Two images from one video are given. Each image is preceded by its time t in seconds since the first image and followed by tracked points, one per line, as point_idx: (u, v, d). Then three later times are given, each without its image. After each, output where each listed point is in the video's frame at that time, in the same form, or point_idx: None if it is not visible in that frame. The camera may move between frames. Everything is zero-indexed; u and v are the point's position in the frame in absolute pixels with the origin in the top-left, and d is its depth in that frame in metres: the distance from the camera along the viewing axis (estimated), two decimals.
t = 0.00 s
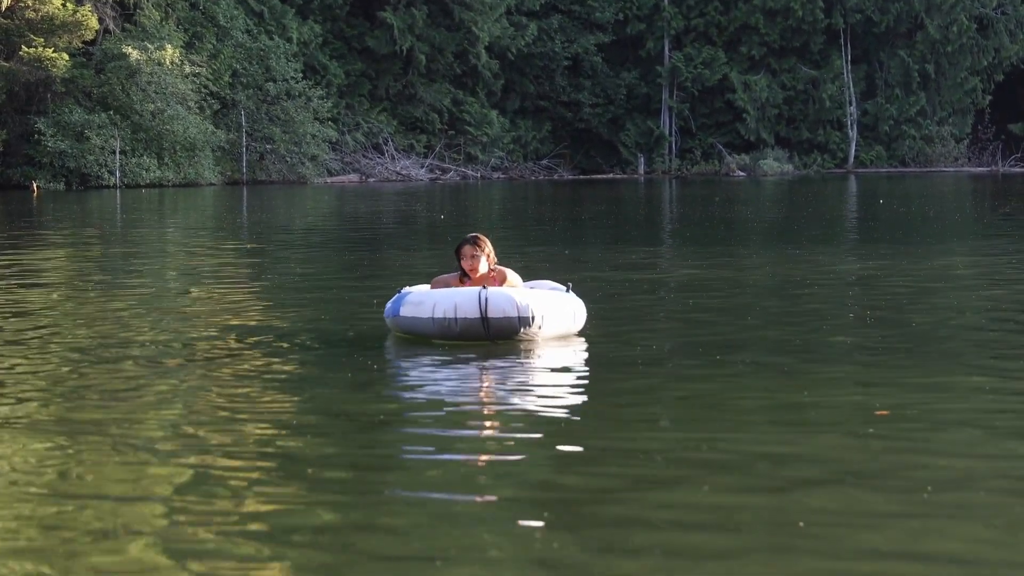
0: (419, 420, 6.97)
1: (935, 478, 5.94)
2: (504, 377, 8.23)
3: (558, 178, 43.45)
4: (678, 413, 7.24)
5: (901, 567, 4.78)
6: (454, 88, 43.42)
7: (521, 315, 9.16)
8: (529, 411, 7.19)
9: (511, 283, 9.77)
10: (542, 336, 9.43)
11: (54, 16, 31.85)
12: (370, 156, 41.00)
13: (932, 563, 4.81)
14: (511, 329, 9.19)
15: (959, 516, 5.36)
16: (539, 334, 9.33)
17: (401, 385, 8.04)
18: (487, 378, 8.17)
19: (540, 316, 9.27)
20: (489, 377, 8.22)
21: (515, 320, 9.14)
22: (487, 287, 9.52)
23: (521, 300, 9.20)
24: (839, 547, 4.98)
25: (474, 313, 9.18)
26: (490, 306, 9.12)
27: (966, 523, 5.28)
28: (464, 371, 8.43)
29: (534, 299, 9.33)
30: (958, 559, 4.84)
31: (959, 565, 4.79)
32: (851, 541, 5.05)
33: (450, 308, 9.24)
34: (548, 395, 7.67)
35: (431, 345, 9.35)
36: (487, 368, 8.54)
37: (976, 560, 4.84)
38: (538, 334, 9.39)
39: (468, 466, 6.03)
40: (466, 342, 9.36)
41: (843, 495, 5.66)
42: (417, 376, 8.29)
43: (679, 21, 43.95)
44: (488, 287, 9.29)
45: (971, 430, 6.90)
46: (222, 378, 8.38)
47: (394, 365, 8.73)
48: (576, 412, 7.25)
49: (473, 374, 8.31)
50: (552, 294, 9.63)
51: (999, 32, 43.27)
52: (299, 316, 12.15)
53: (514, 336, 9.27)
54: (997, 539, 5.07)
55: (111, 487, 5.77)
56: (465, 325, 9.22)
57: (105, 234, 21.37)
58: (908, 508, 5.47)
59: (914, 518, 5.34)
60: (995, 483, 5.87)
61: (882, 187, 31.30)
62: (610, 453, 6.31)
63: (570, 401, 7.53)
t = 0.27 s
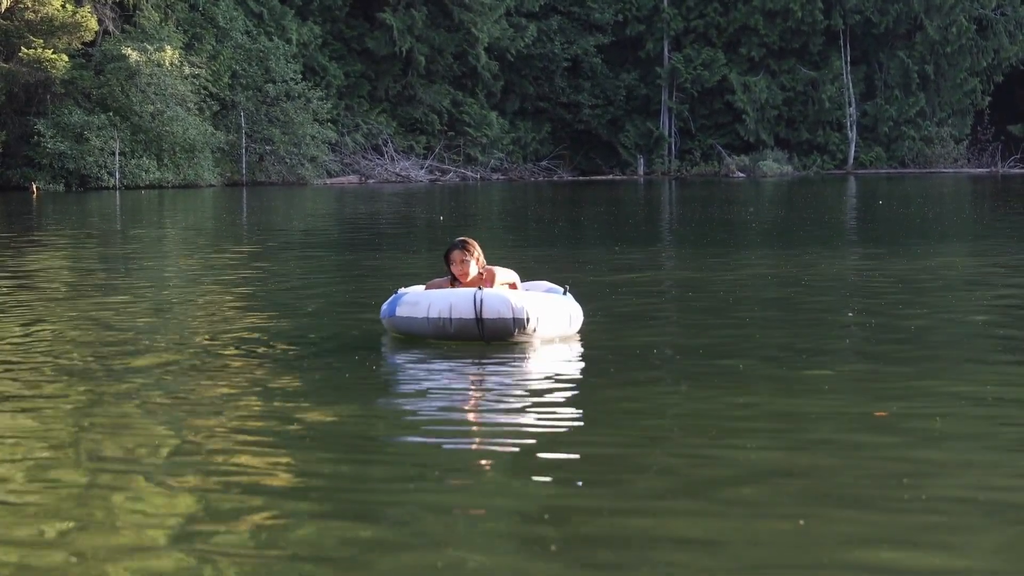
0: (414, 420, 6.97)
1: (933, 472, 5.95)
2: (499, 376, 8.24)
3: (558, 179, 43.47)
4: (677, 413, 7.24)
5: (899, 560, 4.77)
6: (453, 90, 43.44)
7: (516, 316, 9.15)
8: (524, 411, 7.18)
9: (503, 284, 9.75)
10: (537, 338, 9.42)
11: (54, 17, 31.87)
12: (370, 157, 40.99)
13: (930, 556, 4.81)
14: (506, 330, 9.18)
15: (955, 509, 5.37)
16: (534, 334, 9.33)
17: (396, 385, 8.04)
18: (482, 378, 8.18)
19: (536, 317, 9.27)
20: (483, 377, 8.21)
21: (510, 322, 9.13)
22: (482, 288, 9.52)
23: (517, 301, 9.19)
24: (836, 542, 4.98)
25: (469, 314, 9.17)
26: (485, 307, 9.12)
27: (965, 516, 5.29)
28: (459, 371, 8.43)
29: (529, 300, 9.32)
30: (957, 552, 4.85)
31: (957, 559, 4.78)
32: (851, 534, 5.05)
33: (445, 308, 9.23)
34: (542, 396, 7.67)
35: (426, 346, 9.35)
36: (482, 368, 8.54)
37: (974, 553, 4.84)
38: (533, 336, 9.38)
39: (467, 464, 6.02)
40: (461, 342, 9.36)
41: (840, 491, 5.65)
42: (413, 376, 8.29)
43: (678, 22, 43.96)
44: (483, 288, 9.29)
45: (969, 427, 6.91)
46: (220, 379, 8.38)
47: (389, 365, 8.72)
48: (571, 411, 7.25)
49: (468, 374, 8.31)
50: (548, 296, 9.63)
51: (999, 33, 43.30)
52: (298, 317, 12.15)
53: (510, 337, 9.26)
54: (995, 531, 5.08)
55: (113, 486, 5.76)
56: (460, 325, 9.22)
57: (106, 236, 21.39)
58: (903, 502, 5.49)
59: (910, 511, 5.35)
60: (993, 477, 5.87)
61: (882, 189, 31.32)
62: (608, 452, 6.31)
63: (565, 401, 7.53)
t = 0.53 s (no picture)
0: (412, 421, 6.95)
1: (933, 472, 5.95)
2: (495, 377, 8.25)
3: (557, 179, 43.46)
4: (677, 413, 7.24)
5: (900, 559, 4.77)
6: (453, 90, 43.44)
7: (513, 317, 9.14)
8: (522, 412, 7.17)
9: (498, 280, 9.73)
10: (534, 338, 9.41)
11: (53, 18, 31.87)
12: (369, 157, 40.97)
13: (930, 555, 4.81)
14: (503, 332, 9.17)
15: (956, 508, 5.36)
16: (531, 335, 9.32)
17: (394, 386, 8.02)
18: (479, 378, 8.19)
19: (533, 318, 9.25)
20: (479, 377, 8.23)
21: (507, 323, 9.11)
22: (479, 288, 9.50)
23: (514, 302, 9.18)
24: (839, 541, 4.97)
25: (466, 315, 9.16)
26: (482, 309, 9.10)
27: (964, 514, 5.29)
28: (457, 372, 8.41)
29: (526, 301, 9.31)
30: (956, 551, 4.85)
31: (960, 558, 4.77)
32: (851, 533, 5.05)
33: (442, 310, 9.22)
34: (539, 396, 7.65)
35: (423, 347, 9.34)
36: (479, 369, 8.53)
37: (974, 551, 4.84)
38: (531, 337, 9.37)
39: (468, 465, 6.02)
40: (458, 344, 9.35)
41: (842, 491, 5.65)
42: (410, 377, 8.27)
43: (678, 22, 43.94)
44: (480, 289, 9.27)
45: (969, 426, 6.91)
46: (220, 380, 8.37)
47: (386, 366, 8.71)
48: (569, 411, 7.25)
49: (465, 374, 8.33)
50: (545, 296, 9.61)
51: (999, 32, 43.29)
52: (298, 318, 12.15)
53: (507, 338, 9.25)
54: (995, 530, 5.07)
55: (114, 487, 5.75)
56: (457, 327, 9.20)
57: (106, 236, 21.39)
58: (904, 501, 5.48)
59: (910, 510, 5.34)
60: (992, 477, 5.87)
61: (882, 188, 31.32)
62: (610, 453, 6.30)
63: (563, 402, 7.51)
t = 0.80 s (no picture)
0: (408, 420, 6.94)
1: (931, 473, 5.94)
2: (489, 376, 8.24)
3: (558, 179, 43.46)
4: (674, 413, 7.23)
5: (900, 560, 4.76)
6: (453, 90, 43.47)
7: (508, 316, 9.14)
8: (518, 411, 7.16)
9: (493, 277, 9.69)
10: (529, 337, 9.41)
11: (54, 17, 31.89)
12: (370, 157, 40.98)
13: (928, 556, 4.80)
14: (498, 331, 9.16)
15: (954, 510, 5.36)
16: (527, 335, 9.32)
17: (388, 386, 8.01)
18: (473, 378, 8.18)
19: (528, 317, 9.25)
20: (474, 376, 8.22)
21: (502, 322, 9.11)
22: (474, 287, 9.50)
23: (509, 301, 9.17)
24: (840, 543, 4.96)
25: (461, 314, 9.16)
26: (477, 308, 9.10)
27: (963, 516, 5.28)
28: (452, 372, 8.40)
29: (522, 300, 9.30)
30: (955, 552, 4.84)
31: (959, 560, 4.76)
32: (850, 534, 5.04)
33: (437, 308, 9.21)
34: (533, 396, 7.65)
35: (418, 346, 9.33)
36: (475, 369, 8.51)
37: (973, 553, 4.84)
38: (526, 336, 9.37)
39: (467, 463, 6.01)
40: (453, 343, 9.35)
41: (843, 492, 5.63)
42: (404, 377, 8.26)
43: (678, 22, 43.93)
44: (475, 288, 9.27)
45: (967, 427, 6.90)
46: (220, 379, 8.37)
47: (381, 366, 8.70)
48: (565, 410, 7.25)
49: (459, 374, 8.32)
50: (540, 294, 9.62)
51: (999, 33, 43.31)
52: (297, 317, 12.14)
53: (502, 337, 9.25)
54: (993, 532, 5.07)
55: (114, 484, 5.74)
56: (453, 326, 9.20)
57: (106, 235, 21.39)
58: (903, 502, 5.47)
59: (908, 511, 5.34)
60: (991, 478, 5.86)
61: (882, 188, 31.33)
62: (609, 452, 6.29)
63: (558, 401, 7.50)
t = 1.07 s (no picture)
0: (407, 421, 6.94)
1: (932, 471, 5.94)
2: (488, 376, 8.23)
3: (558, 179, 43.46)
4: (676, 413, 7.23)
5: (900, 559, 4.76)
6: (453, 90, 43.47)
7: (507, 315, 9.14)
8: (516, 411, 7.16)
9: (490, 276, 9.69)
10: (529, 337, 9.41)
11: (54, 18, 31.88)
12: (370, 157, 40.96)
13: (932, 555, 4.79)
14: (497, 330, 9.17)
15: (957, 509, 5.34)
16: (526, 334, 9.32)
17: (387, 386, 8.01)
18: (471, 378, 8.17)
19: (526, 316, 9.25)
20: (473, 376, 8.22)
21: (501, 321, 9.11)
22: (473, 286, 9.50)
23: (508, 300, 9.18)
24: (841, 541, 4.95)
25: (460, 312, 9.16)
26: (476, 306, 9.11)
27: (966, 514, 5.27)
28: (450, 372, 8.40)
29: (521, 300, 9.30)
30: (958, 552, 4.83)
31: (960, 558, 4.76)
32: (854, 533, 5.03)
33: (436, 306, 9.21)
34: (532, 395, 7.65)
35: (417, 345, 9.34)
36: (473, 368, 8.51)
37: (977, 552, 4.82)
38: (525, 336, 9.37)
39: (468, 464, 6.01)
40: (452, 342, 9.35)
41: (843, 491, 5.63)
42: (402, 377, 8.26)
43: (678, 22, 43.92)
44: (474, 287, 9.27)
45: (969, 426, 6.89)
46: (222, 380, 8.36)
47: (379, 366, 8.70)
48: (566, 410, 7.25)
49: (458, 374, 8.31)
50: (539, 294, 9.62)
51: (999, 32, 43.32)
52: (298, 318, 12.14)
53: (501, 336, 9.25)
54: (998, 531, 5.05)
55: (115, 487, 5.74)
56: (451, 324, 9.20)
57: (107, 236, 21.39)
58: (906, 501, 5.46)
59: (912, 511, 5.33)
60: (994, 477, 5.85)
61: (882, 188, 31.32)
62: (609, 452, 6.29)
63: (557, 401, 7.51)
